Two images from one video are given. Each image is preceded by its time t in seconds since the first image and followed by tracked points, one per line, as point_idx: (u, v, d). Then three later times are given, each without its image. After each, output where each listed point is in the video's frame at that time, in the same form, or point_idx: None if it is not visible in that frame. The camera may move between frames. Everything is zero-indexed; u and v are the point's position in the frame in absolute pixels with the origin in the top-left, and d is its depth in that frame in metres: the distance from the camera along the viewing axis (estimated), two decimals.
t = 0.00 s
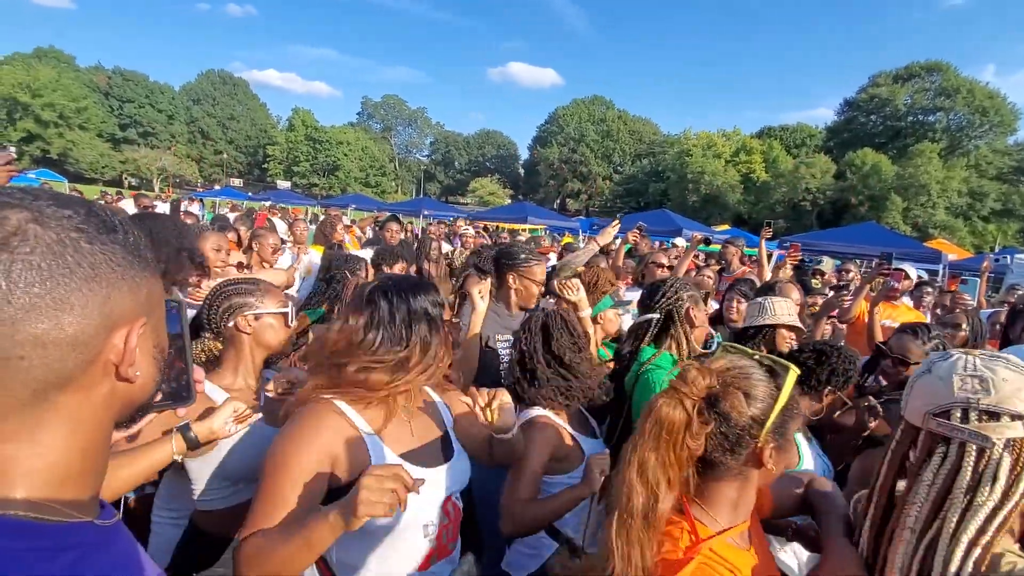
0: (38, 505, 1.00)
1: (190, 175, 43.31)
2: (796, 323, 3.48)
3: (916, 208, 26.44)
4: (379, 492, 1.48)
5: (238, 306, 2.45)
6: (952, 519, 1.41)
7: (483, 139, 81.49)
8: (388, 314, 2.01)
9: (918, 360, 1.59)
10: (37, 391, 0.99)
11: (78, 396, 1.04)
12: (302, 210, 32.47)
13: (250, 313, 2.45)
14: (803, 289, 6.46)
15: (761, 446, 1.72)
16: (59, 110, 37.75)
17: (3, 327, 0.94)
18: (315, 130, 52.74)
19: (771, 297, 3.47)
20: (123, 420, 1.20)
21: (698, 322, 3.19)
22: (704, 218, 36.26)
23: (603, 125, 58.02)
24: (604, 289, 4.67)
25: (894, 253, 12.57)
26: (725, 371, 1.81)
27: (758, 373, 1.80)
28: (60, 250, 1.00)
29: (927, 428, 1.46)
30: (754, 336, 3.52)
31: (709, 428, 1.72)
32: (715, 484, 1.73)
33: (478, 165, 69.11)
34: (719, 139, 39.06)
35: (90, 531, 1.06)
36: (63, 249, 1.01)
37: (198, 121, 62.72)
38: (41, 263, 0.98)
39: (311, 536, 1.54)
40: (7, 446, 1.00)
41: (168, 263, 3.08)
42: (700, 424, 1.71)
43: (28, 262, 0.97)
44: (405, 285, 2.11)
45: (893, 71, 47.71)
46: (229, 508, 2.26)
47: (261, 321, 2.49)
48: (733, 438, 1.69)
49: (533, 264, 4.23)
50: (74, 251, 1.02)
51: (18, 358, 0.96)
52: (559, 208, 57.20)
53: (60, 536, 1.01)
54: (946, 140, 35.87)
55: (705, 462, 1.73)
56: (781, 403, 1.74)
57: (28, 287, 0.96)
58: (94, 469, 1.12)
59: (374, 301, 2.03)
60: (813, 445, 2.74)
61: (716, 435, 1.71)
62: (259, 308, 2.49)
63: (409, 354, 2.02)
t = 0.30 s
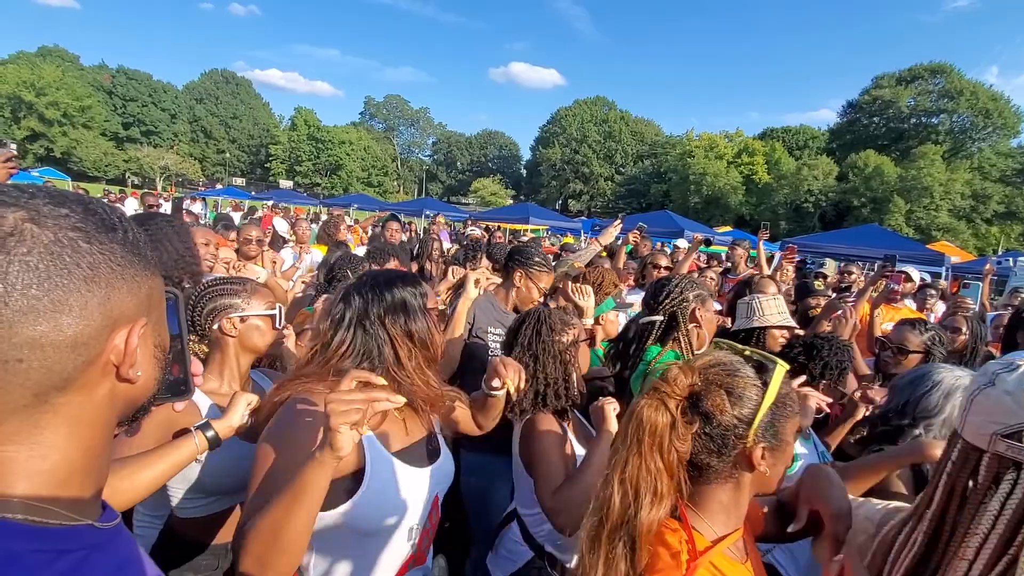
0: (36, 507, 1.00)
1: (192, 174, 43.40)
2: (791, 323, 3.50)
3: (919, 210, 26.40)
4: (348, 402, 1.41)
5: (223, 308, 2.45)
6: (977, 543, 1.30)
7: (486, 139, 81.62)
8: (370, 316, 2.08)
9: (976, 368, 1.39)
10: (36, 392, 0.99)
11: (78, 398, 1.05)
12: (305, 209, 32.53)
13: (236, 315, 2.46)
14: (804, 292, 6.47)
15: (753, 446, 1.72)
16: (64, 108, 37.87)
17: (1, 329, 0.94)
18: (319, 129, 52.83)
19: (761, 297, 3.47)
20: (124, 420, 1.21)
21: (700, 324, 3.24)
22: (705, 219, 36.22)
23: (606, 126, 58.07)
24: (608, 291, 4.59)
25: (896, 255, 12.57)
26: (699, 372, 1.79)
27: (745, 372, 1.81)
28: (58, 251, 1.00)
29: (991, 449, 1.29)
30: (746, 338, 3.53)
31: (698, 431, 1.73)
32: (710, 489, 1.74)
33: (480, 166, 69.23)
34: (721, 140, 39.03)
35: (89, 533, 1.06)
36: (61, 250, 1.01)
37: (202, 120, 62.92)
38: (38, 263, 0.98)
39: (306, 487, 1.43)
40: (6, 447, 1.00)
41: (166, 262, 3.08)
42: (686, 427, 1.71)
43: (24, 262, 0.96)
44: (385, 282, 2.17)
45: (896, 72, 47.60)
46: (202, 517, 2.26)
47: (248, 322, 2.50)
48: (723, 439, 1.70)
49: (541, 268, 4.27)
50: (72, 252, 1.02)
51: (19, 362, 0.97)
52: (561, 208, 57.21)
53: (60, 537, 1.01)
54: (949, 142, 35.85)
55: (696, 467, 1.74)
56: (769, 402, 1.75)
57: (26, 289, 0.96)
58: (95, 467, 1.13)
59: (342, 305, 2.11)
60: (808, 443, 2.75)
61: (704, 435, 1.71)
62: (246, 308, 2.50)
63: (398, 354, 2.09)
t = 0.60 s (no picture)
0: (41, 500, 1.00)
1: (195, 174, 43.49)
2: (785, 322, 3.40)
3: (921, 212, 26.36)
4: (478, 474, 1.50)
5: (240, 310, 2.46)
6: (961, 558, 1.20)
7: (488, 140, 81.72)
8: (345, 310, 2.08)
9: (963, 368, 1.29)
10: (38, 388, 1.00)
11: (81, 395, 1.05)
12: (307, 209, 32.59)
13: (252, 316, 2.46)
14: (805, 294, 6.47)
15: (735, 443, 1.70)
16: (67, 108, 38.06)
17: (5, 327, 0.94)
18: (321, 129, 52.89)
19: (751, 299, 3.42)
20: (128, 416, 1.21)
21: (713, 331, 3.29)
22: (707, 221, 36.22)
23: (608, 127, 58.12)
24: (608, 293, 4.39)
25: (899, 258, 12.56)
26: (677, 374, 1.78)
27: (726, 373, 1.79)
28: (62, 249, 1.01)
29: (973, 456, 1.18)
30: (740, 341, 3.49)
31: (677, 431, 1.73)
32: (692, 485, 1.73)
33: (482, 166, 69.31)
34: (723, 142, 39.08)
35: (94, 526, 1.06)
36: (66, 248, 1.01)
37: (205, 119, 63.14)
38: (40, 259, 0.98)
39: (381, 529, 1.68)
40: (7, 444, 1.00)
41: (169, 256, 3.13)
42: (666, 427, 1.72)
43: (27, 260, 0.96)
44: (364, 280, 2.14)
45: (899, 75, 47.60)
46: (230, 506, 2.30)
47: (265, 324, 2.50)
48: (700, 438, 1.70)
49: (532, 276, 4.18)
50: (75, 250, 1.02)
51: (22, 359, 0.97)
52: (562, 209, 57.24)
53: (65, 530, 1.01)
54: (952, 145, 35.81)
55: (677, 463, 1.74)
56: (746, 402, 1.73)
57: (31, 287, 0.96)
58: (97, 462, 1.13)
59: (324, 297, 2.12)
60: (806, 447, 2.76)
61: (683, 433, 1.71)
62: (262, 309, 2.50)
63: (372, 353, 2.08)
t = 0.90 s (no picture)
0: (43, 500, 1.01)
1: (197, 174, 43.62)
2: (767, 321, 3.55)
3: (923, 214, 26.32)
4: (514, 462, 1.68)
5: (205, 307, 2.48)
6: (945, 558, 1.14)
7: (490, 141, 81.78)
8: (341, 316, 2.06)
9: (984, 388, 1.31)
10: (37, 391, 1.00)
11: (83, 396, 1.06)
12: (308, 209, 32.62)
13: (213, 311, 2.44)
14: (806, 295, 6.47)
15: (701, 507, 1.46)
16: (70, 108, 38.20)
17: (7, 333, 0.95)
18: (323, 130, 52.96)
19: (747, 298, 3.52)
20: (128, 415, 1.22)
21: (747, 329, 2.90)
22: (709, 223, 36.20)
23: (610, 128, 58.16)
24: (602, 291, 4.43)
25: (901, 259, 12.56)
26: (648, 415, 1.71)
27: (695, 481, 1.47)
28: (61, 253, 1.00)
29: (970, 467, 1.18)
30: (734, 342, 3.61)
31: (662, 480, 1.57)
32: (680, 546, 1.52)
33: (484, 167, 69.34)
34: (725, 143, 39.07)
35: (96, 523, 1.07)
36: (65, 252, 1.00)
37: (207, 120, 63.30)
38: (40, 266, 0.98)
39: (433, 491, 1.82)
40: (10, 444, 1.01)
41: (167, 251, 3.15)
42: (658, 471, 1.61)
43: (27, 267, 0.96)
44: (360, 282, 2.13)
45: (901, 77, 47.55)
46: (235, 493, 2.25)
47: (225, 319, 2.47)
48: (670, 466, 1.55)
49: (531, 276, 4.28)
50: (76, 256, 1.02)
51: (22, 365, 0.98)
52: (564, 210, 57.24)
53: (67, 529, 1.02)
54: (954, 146, 35.78)
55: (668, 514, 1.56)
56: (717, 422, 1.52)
57: (35, 295, 0.97)
58: (97, 463, 1.13)
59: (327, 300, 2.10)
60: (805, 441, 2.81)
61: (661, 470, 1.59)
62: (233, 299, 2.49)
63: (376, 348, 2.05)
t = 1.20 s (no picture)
0: (49, 502, 1.01)
1: (199, 175, 43.65)
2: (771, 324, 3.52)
3: (925, 214, 26.26)
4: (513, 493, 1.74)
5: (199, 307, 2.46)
6: None
7: (491, 141, 81.76)
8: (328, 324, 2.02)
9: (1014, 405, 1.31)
10: (45, 398, 1.01)
11: (90, 401, 1.07)
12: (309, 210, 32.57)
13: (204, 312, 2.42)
14: (807, 296, 6.46)
15: (721, 492, 1.51)
16: (71, 109, 38.29)
17: (12, 344, 0.95)
18: (324, 130, 52.95)
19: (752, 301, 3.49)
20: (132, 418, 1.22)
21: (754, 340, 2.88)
22: (710, 223, 36.14)
23: (610, 128, 58.16)
24: (594, 293, 4.36)
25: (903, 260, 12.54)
26: (668, 402, 1.78)
27: (719, 465, 1.52)
28: (64, 263, 0.99)
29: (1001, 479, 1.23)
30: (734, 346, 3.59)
31: (677, 471, 1.62)
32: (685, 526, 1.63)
33: (485, 167, 69.31)
34: (726, 143, 39.05)
35: (102, 524, 1.06)
36: (68, 262, 1.00)
37: (208, 120, 63.36)
38: (45, 278, 0.97)
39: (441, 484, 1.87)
40: (17, 449, 1.01)
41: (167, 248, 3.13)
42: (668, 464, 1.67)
43: (30, 279, 0.96)
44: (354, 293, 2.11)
45: (902, 77, 47.50)
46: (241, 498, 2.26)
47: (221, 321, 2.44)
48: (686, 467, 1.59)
49: (513, 281, 4.21)
50: (80, 264, 1.01)
51: (30, 375, 0.98)
52: (565, 211, 57.21)
53: (73, 528, 1.01)
54: (955, 146, 35.75)
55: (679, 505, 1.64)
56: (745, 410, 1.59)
57: (41, 306, 0.96)
58: (102, 464, 1.13)
59: (321, 309, 2.06)
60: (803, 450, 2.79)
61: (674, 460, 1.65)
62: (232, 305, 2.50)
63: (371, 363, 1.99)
